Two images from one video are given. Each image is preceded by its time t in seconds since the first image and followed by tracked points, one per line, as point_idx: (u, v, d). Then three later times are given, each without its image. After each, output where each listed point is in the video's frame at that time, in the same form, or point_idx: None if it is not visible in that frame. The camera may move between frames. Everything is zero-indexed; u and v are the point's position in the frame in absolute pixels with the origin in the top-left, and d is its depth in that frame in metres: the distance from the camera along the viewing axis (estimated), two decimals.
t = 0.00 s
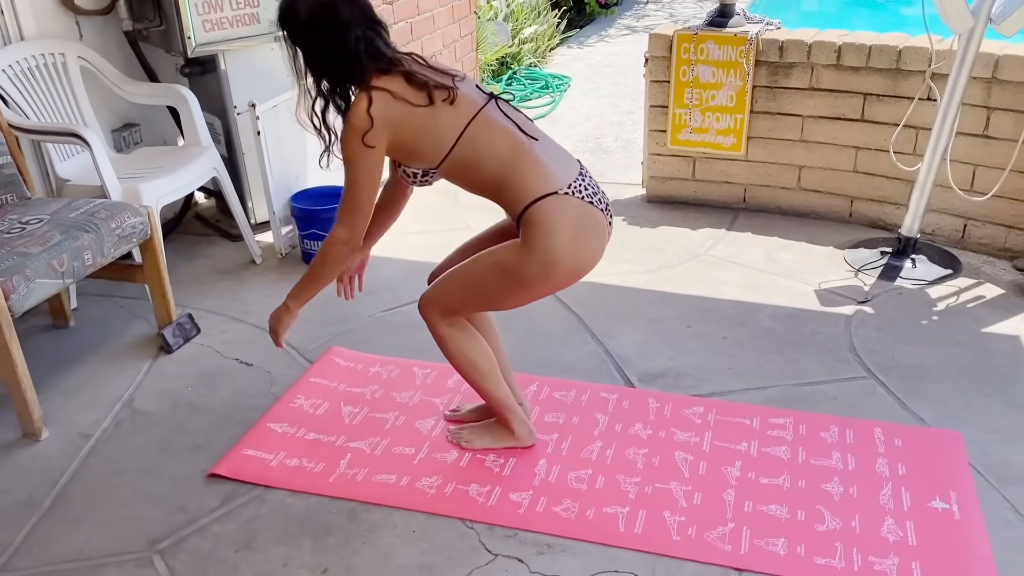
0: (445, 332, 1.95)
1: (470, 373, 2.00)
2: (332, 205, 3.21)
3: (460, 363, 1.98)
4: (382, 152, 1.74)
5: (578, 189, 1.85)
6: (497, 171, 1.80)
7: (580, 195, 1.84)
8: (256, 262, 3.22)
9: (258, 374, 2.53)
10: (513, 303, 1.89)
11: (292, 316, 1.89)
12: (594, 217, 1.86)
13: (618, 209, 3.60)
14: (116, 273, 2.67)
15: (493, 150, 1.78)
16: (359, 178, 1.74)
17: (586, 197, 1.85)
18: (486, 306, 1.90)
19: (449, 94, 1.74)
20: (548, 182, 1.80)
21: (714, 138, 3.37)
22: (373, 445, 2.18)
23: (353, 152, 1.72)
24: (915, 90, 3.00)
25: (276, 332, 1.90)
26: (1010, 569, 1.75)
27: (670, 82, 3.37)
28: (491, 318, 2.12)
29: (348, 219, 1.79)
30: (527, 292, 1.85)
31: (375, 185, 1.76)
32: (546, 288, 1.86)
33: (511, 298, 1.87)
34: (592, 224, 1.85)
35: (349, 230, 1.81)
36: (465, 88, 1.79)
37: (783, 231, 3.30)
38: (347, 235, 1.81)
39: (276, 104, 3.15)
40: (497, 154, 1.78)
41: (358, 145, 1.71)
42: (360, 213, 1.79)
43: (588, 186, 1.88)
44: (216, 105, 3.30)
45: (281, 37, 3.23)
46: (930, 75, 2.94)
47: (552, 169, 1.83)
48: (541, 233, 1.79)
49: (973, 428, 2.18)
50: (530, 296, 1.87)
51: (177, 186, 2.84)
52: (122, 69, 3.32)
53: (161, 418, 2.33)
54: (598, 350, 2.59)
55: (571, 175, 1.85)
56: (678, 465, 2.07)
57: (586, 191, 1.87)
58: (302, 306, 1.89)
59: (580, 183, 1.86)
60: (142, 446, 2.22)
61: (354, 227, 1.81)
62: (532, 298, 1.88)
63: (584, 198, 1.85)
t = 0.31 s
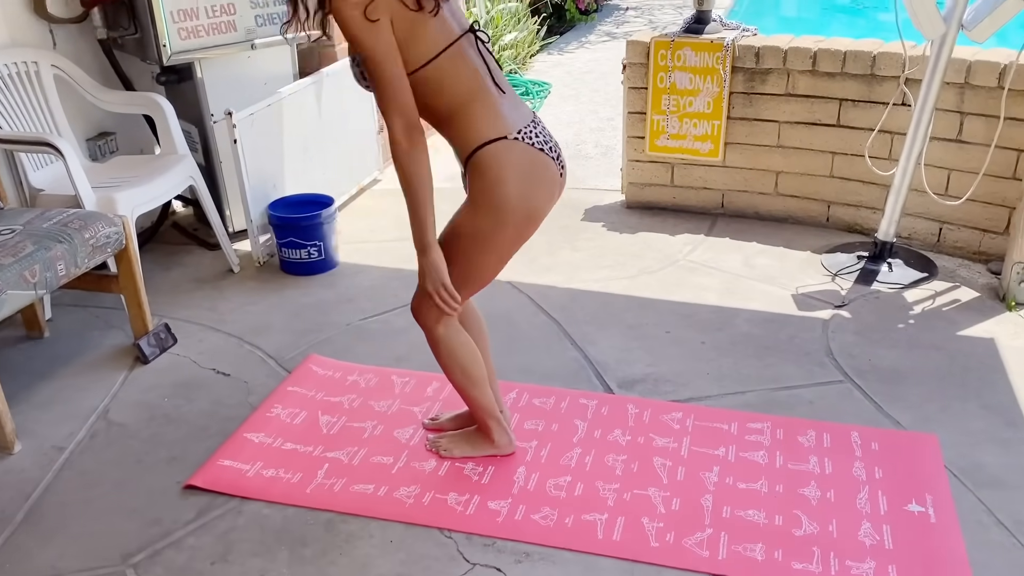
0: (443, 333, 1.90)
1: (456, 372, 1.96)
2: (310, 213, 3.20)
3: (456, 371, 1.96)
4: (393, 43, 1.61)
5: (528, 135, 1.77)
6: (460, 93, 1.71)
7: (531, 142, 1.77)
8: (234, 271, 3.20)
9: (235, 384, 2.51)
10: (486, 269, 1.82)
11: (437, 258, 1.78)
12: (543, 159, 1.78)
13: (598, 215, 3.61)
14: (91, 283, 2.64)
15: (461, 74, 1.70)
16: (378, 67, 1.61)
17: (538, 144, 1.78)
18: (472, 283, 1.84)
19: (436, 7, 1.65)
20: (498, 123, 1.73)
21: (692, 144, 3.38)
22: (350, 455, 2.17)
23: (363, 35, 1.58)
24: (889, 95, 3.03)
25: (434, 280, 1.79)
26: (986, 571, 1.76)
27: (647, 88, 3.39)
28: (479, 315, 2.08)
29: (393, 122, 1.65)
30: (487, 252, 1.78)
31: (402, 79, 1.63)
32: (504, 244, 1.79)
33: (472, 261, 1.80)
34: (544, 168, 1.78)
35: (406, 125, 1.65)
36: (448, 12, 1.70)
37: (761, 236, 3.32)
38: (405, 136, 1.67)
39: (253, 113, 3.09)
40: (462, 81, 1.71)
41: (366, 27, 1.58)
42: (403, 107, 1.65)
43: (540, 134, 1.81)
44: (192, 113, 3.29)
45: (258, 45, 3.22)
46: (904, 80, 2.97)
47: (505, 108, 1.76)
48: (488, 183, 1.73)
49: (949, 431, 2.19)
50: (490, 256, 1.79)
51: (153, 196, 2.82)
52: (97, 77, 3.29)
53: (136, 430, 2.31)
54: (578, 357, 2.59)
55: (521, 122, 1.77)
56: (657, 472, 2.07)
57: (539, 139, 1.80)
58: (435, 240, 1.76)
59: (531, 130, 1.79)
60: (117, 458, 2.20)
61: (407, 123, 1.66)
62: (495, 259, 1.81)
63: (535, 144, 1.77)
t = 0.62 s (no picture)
0: (438, 348, 1.90)
1: (441, 385, 1.95)
2: (286, 231, 3.18)
3: (445, 389, 1.95)
4: None
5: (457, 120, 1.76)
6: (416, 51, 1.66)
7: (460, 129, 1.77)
8: (209, 291, 3.17)
9: (209, 405, 2.49)
10: (441, 263, 1.80)
11: (459, 173, 1.67)
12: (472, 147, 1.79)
13: (575, 231, 3.62)
14: (62, 306, 2.61)
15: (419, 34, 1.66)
16: None
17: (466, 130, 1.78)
18: (436, 282, 1.81)
19: None
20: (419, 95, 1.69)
21: (667, 160, 3.40)
22: (325, 477, 2.15)
23: None
24: (861, 111, 3.06)
25: (462, 200, 1.67)
26: None
27: (622, 105, 3.41)
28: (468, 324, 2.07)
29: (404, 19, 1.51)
30: (430, 247, 1.77)
31: None
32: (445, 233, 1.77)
33: (418, 260, 1.79)
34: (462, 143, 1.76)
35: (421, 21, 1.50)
36: None
37: (737, 251, 3.34)
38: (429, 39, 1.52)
39: (228, 132, 3.08)
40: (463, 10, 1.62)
41: None
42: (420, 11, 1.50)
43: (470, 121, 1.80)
44: (165, 132, 3.27)
45: (232, 63, 3.21)
46: (875, 96, 3.00)
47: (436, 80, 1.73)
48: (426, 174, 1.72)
49: (923, 445, 2.21)
50: (436, 247, 1.77)
51: (125, 217, 2.79)
52: (69, 97, 3.27)
53: (107, 454, 2.28)
54: (555, 374, 2.58)
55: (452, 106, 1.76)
56: (634, 490, 2.07)
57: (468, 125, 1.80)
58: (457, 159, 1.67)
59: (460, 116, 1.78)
60: (87, 483, 2.16)
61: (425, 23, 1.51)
62: (444, 249, 1.79)
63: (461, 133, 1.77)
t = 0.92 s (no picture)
0: (438, 377, 1.89)
1: (437, 411, 1.93)
2: (271, 260, 3.17)
3: (443, 417, 1.93)
4: None
5: (428, 150, 1.72)
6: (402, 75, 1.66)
7: (432, 159, 1.73)
8: (194, 320, 3.16)
9: (193, 436, 2.46)
10: (422, 290, 1.78)
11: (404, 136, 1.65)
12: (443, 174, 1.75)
13: (560, 257, 3.63)
14: (46, 336, 2.59)
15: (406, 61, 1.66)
16: None
17: (438, 159, 1.74)
18: (423, 308, 1.80)
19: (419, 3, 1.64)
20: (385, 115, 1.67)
21: (651, 186, 3.43)
22: (310, 507, 2.13)
23: None
24: (842, 137, 3.10)
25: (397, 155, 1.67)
26: None
27: (606, 132, 3.44)
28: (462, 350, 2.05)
29: None
30: (408, 276, 1.76)
31: None
32: (421, 259, 1.75)
33: (400, 290, 1.78)
34: (431, 170, 1.72)
35: None
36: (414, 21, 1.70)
37: (721, 276, 3.36)
38: (448, 15, 1.50)
39: (213, 161, 3.08)
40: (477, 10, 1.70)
41: None
42: None
43: (443, 149, 1.77)
44: (151, 162, 3.28)
45: (217, 93, 3.23)
46: (855, 122, 3.04)
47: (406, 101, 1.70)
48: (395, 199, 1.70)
49: (908, 468, 2.21)
50: (415, 273, 1.76)
51: (109, 247, 2.79)
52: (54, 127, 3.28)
53: (90, 486, 2.25)
54: (541, 401, 2.57)
55: (423, 137, 1.72)
56: (622, 516, 2.06)
57: (440, 154, 1.76)
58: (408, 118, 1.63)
59: (433, 145, 1.74)
60: (70, 516, 2.14)
61: None
62: (422, 275, 1.77)
63: (433, 163, 1.73)
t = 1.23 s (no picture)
0: (433, 418, 1.89)
1: (431, 451, 1.93)
2: (270, 301, 3.20)
3: (439, 457, 1.93)
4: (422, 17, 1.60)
5: (423, 196, 1.78)
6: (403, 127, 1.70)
7: (425, 204, 1.78)
8: (192, 361, 3.18)
9: (193, 478, 2.47)
10: (414, 331, 1.80)
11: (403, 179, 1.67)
12: (436, 218, 1.79)
13: (555, 295, 3.67)
14: (46, 379, 2.60)
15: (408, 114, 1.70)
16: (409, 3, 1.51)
17: (431, 206, 1.79)
18: (416, 349, 1.82)
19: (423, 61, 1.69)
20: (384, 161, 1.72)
21: (644, 225, 3.48)
22: (311, 549, 2.14)
23: None
24: (831, 177, 3.16)
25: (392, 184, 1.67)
26: None
27: (599, 173, 3.50)
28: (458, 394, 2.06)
29: (421, 55, 1.53)
30: (400, 317, 1.78)
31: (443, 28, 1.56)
32: (413, 300, 1.77)
33: (394, 330, 1.80)
34: (424, 215, 1.77)
35: (443, 57, 1.52)
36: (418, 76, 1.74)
37: (715, 313, 3.40)
38: (454, 78, 1.53)
39: (213, 204, 3.12)
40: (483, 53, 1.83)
41: None
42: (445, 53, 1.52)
43: (435, 196, 1.82)
44: (150, 205, 3.32)
45: (217, 136, 3.28)
46: (843, 163, 3.10)
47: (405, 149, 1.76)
48: (387, 241, 1.73)
49: (904, 504, 2.24)
50: (408, 314, 1.78)
51: (110, 289, 2.81)
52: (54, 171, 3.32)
53: (90, 530, 2.25)
54: (539, 440, 2.59)
55: (419, 182, 1.78)
56: (621, 556, 2.07)
57: (433, 201, 1.81)
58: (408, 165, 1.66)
59: (427, 191, 1.80)
60: (70, 560, 2.14)
61: (450, 58, 1.52)
62: (414, 316, 1.78)
63: (428, 208, 1.78)
